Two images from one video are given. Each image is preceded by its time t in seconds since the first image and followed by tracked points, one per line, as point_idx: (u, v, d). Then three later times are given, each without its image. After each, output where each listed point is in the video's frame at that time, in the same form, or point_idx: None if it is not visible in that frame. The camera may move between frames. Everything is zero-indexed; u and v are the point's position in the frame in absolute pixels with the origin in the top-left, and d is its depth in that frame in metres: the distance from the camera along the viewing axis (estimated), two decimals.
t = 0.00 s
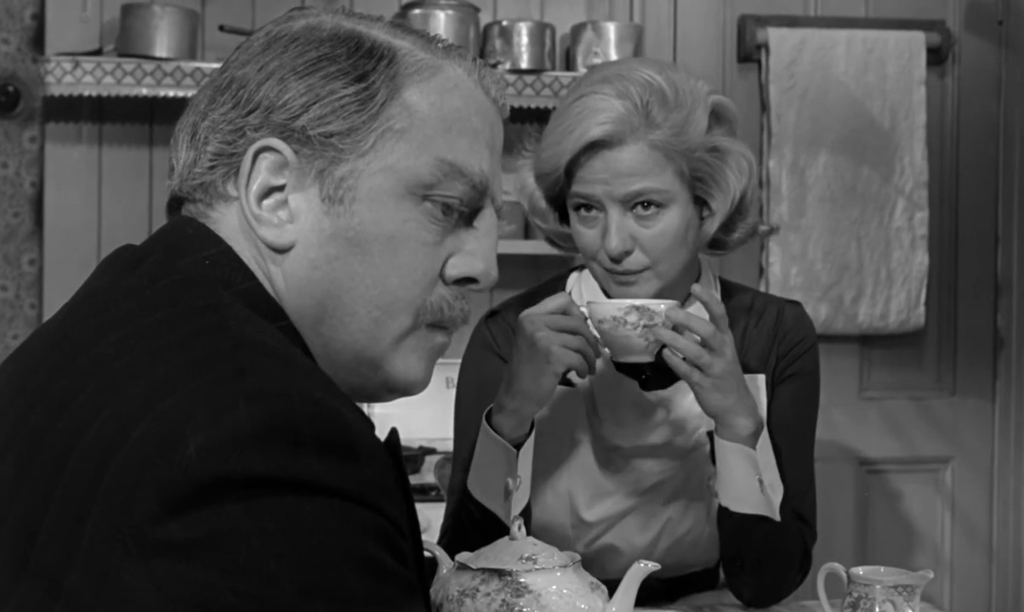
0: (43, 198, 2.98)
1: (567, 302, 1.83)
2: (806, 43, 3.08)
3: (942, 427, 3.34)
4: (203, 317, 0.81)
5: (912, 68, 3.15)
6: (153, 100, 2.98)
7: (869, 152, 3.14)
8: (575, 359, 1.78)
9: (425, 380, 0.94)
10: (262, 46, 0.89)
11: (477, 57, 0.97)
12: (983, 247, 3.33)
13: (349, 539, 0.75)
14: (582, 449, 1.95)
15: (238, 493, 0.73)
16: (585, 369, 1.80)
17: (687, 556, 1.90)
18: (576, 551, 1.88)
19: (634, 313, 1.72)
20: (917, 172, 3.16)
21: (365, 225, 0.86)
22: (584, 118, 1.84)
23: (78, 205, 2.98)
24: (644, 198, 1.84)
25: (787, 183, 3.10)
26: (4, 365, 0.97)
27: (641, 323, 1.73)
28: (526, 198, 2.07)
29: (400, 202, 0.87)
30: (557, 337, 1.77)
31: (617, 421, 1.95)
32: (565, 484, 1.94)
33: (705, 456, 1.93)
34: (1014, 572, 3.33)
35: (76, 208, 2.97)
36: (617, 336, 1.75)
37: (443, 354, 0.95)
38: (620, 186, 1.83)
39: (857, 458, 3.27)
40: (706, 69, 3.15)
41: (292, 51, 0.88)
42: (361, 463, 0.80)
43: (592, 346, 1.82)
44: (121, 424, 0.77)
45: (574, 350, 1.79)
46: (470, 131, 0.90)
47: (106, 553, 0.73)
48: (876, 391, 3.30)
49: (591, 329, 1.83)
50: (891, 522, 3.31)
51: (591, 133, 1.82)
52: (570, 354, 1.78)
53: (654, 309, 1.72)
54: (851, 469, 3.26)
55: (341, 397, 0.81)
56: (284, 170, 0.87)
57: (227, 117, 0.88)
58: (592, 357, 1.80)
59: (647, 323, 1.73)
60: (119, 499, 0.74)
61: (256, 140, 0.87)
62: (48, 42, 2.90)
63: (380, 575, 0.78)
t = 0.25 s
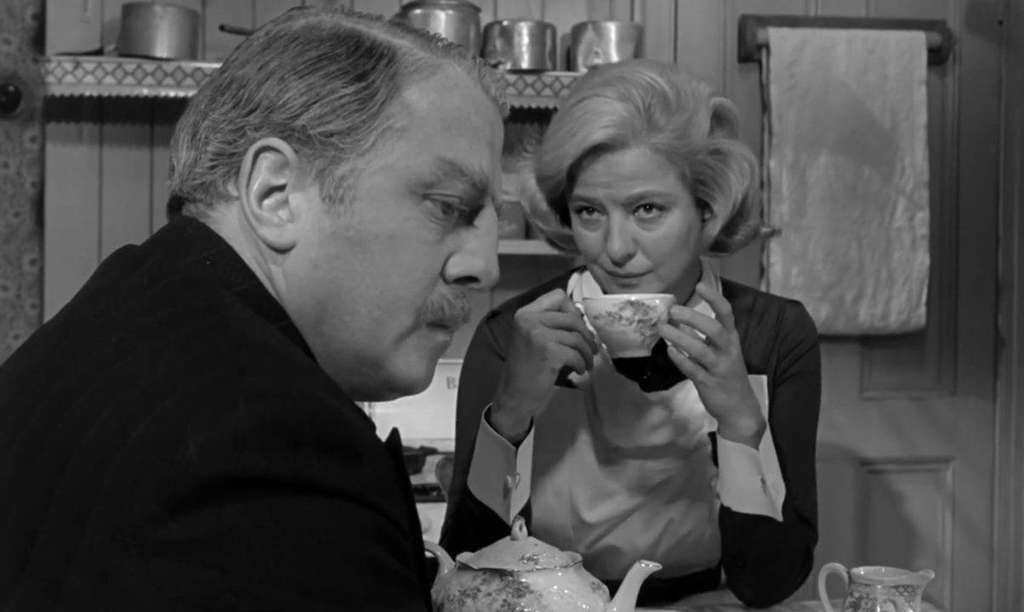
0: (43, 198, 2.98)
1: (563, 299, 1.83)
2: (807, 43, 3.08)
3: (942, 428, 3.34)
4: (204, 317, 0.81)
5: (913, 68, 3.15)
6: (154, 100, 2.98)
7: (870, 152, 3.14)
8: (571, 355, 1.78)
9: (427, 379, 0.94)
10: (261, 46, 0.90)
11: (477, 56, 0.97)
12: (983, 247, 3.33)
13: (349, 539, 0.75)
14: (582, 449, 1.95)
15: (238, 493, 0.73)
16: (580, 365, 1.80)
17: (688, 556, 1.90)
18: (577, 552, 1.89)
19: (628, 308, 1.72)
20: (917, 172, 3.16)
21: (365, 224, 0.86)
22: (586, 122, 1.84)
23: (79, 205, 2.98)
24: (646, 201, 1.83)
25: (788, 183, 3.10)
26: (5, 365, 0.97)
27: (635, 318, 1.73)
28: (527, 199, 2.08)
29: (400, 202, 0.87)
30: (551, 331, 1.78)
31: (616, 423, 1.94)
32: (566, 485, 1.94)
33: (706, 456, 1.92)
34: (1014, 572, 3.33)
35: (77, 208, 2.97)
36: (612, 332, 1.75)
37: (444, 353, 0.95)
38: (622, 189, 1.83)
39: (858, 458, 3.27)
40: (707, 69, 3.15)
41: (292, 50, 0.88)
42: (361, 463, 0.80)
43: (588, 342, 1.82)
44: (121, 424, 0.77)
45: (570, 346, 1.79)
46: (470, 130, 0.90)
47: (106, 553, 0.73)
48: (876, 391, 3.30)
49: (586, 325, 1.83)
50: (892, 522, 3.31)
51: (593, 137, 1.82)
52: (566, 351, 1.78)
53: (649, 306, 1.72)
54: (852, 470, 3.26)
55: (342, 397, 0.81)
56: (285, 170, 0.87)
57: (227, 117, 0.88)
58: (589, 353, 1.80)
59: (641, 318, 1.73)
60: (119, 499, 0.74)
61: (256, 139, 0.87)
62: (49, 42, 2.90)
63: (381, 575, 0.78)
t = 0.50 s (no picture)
0: (46, 198, 2.98)
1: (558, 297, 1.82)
2: (808, 43, 3.08)
3: (944, 428, 3.34)
4: (205, 317, 0.81)
5: (914, 68, 3.14)
6: (156, 100, 2.98)
7: (872, 153, 3.14)
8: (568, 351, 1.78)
9: (429, 379, 0.94)
10: (263, 46, 0.90)
11: (478, 56, 0.97)
12: (985, 247, 3.33)
13: (350, 539, 0.75)
14: (581, 450, 1.95)
15: (240, 493, 0.73)
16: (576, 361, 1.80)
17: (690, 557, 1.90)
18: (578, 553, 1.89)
19: (623, 307, 1.72)
20: (919, 172, 3.16)
21: (367, 224, 0.86)
22: (588, 124, 1.84)
23: (81, 205, 2.98)
24: (648, 203, 1.83)
25: (789, 183, 3.10)
26: (7, 365, 0.97)
27: (631, 317, 1.73)
28: (528, 201, 2.07)
29: (402, 202, 0.87)
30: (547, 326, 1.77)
31: (619, 423, 1.94)
32: (567, 485, 1.94)
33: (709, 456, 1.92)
34: (1016, 572, 3.33)
35: (79, 209, 2.98)
36: (608, 329, 1.75)
37: (447, 354, 0.95)
38: (624, 191, 1.83)
39: (859, 459, 3.27)
40: (708, 69, 3.15)
41: (294, 51, 0.88)
42: (363, 464, 0.80)
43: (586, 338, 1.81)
44: (124, 423, 0.77)
45: (567, 344, 1.78)
46: (472, 130, 0.90)
47: (106, 553, 0.72)
48: (878, 391, 3.30)
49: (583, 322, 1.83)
50: (893, 522, 3.31)
51: (595, 139, 1.82)
52: (563, 347, 1.78)
53: (645, 306, 1.71)
54: (853, 470, 3.26)
55: (344, 398, 0.81)
56: (286, 171, 0.87)
57: (229, 117, 0.88)
58: (586, 349, 1.80)
59: (637, 317, 1.72)
60: (120, 500, 0.74)
61: (258, 140, 0.87)
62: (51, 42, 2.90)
63: (382, 575, 0.78)
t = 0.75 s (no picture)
0: (48, 197, 2.97)
1: (558, 291, 1.82)
2: (810, 44, 3.08)
3: (946, 429, 3.33)
4: (209, 318, 0.81)
5: (916, 68, 3.14)
6: (158, 100, 2.98)
7: (874, 153, 3.14)
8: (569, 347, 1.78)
9: (432, 381, 0.94)
10: (267, 47, 0.90)
11: (482, 58, 0.97)
12: (987, 247, 3.33)
13: (353, 540, 0.75)
14: (583, 451, 1.94)
15: (244, 494, 0.73)
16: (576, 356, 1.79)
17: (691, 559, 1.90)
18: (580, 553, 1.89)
19: (624, 303, 1.72)
20: (921, 172, 3.16)
21: (371, 225, 0.86)
22: (590, 126, 1.84)
23: (83, 205, 2.98)
24: (650, 205, 1.83)
25: (791, 183, 3.10)
26: (9, 365, 0.97)
27: (631, 312, 1.72)
28: (530, 201, 2.07)
29: (406, 203, 0.87)
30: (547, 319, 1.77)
31: (622, 424, 1.92)
32: (569, 485, 1.94)
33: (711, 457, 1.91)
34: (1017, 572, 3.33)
35: (81, 209, 2.98)
36: (608, 325, 1.75)
37: (450, 355, 0.95)
38: (626, 193, 1.83)
39: (861, 459, 3.27)
40: (710, 69, 3.15)
41: (298, 52, 0.88)
42: (366, 465, 0.80)
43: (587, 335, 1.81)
44: (127, 424, 0.77)
45: (567, 338, 1.78)
46: (475, 131, 0.90)
47: (110, 554, 0.73)
48: (880, 391, 3.29)
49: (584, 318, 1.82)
50: (895, 522, 3.31)
51: (598, 141, 1.82)
52: (563, 342, 1.78)
53: (646, 302, 1.71)
54: (855, 470, 3.26)
55: (347, 399, 0.81)
56: (290, 172, 0.87)
57: (233, 118, 0.88)
58: (586, 345, 1.79)
59: (637, 312, 1.72)
60: (123, 501, 0.74)
61: (262, 141, 0.87)
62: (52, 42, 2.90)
63: (386, 577, 0.78)
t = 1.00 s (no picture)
0: (49, 198, 2.98)
1: (562, 291, 1.82)
2: (812, 44, 3.07)
3: (947, 429, 3.33)
4: (212, 319, 0.81)
5: (918, 69, 3.14)
6: (159, 101, 2.98)
7: (875, 153, 3.14)
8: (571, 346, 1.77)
9: (435, 382, 0.94)
10: (270, 48, 0.89)
11: (485, 59, 0.97)
12: (988, 247, 3.33)
13: (355, 542, 0.75)
14: (585, 450, 1.94)
15: (246, 495, 0.73)
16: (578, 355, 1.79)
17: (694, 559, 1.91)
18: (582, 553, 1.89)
19: (626, 302, 1.72)
20: (922, 172, 3.16)
21: (373, 227, 0.86)
22: (594, 125, 1.84)
23: (84, 206, 2.98)
24: (654, 204, 1.83)
25: (793, 183, 3.09)
26: (11, 365, 0.97)
27: (634, 311, 1.72)
28: (532, 201, 2.07)
29: (409, 204, 0.87)
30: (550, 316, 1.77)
31: (624, 424, 1.92)
32: (571, 485, 1.94)
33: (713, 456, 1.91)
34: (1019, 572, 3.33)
35: (82, 209, 2.97)
36: (610, 324, 1.75)
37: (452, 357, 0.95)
38: (630, 192, 1.82)
39: (863, 459, 3.27)
40: (712, 69, 3.15)
41: (301, 53, 0.88)
42: (369, 466, 0.79)
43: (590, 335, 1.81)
44: (130, 425, 0.77)
45: (569, 337, 1.78)
46: (479, 133, 0.90)
47: (111, 555, 0.73)
48: (882, 391, 3.29)
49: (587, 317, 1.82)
50: (897, 522, 3.31)
51: (602, 140, 1.82)
52: (565, 341, 1.77)
53: (648, 302, 1.71)
54: (857, 471, 3.26)
55: (350, 400, 0.81)
56: (293, 173, 0.86)
57: (236, 119, 0.88)
58: (589, 345, 1.79)
59: (639, 312, 1.72)
60: (125, 502, 0.74)
61: (265, 142, 0.87)
62: (54, 42, 2.90)
63: (389, 578, 0.78)
